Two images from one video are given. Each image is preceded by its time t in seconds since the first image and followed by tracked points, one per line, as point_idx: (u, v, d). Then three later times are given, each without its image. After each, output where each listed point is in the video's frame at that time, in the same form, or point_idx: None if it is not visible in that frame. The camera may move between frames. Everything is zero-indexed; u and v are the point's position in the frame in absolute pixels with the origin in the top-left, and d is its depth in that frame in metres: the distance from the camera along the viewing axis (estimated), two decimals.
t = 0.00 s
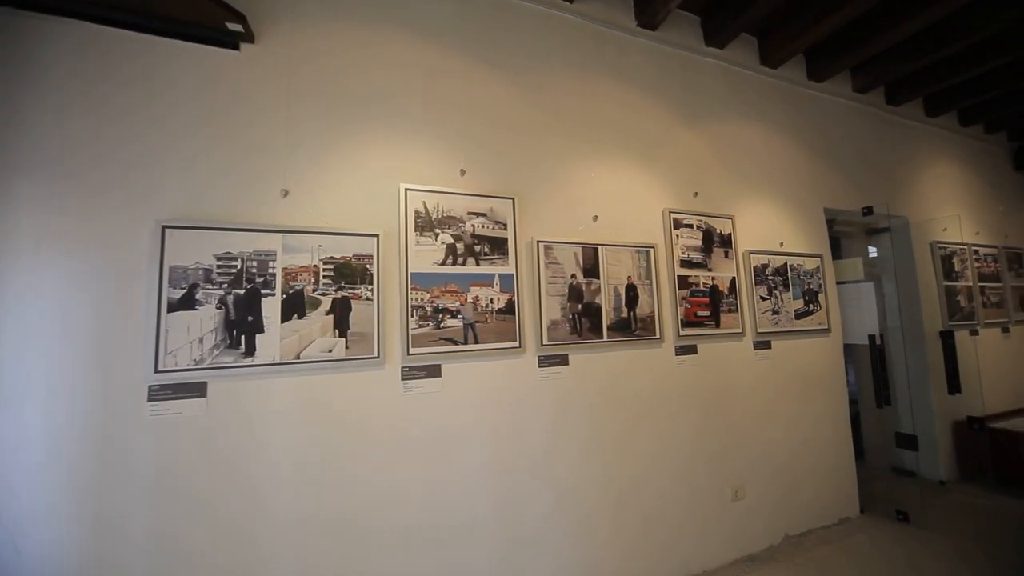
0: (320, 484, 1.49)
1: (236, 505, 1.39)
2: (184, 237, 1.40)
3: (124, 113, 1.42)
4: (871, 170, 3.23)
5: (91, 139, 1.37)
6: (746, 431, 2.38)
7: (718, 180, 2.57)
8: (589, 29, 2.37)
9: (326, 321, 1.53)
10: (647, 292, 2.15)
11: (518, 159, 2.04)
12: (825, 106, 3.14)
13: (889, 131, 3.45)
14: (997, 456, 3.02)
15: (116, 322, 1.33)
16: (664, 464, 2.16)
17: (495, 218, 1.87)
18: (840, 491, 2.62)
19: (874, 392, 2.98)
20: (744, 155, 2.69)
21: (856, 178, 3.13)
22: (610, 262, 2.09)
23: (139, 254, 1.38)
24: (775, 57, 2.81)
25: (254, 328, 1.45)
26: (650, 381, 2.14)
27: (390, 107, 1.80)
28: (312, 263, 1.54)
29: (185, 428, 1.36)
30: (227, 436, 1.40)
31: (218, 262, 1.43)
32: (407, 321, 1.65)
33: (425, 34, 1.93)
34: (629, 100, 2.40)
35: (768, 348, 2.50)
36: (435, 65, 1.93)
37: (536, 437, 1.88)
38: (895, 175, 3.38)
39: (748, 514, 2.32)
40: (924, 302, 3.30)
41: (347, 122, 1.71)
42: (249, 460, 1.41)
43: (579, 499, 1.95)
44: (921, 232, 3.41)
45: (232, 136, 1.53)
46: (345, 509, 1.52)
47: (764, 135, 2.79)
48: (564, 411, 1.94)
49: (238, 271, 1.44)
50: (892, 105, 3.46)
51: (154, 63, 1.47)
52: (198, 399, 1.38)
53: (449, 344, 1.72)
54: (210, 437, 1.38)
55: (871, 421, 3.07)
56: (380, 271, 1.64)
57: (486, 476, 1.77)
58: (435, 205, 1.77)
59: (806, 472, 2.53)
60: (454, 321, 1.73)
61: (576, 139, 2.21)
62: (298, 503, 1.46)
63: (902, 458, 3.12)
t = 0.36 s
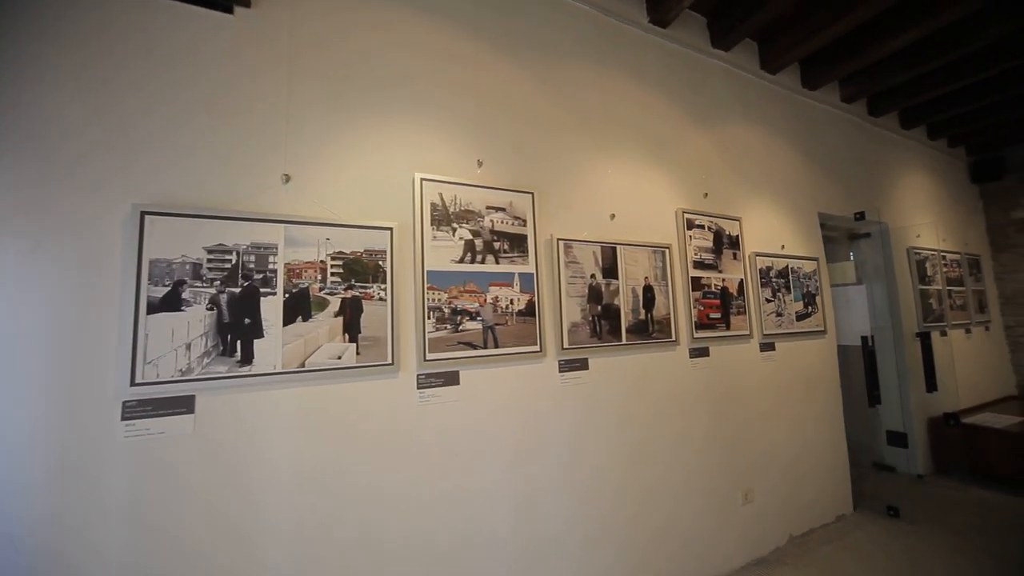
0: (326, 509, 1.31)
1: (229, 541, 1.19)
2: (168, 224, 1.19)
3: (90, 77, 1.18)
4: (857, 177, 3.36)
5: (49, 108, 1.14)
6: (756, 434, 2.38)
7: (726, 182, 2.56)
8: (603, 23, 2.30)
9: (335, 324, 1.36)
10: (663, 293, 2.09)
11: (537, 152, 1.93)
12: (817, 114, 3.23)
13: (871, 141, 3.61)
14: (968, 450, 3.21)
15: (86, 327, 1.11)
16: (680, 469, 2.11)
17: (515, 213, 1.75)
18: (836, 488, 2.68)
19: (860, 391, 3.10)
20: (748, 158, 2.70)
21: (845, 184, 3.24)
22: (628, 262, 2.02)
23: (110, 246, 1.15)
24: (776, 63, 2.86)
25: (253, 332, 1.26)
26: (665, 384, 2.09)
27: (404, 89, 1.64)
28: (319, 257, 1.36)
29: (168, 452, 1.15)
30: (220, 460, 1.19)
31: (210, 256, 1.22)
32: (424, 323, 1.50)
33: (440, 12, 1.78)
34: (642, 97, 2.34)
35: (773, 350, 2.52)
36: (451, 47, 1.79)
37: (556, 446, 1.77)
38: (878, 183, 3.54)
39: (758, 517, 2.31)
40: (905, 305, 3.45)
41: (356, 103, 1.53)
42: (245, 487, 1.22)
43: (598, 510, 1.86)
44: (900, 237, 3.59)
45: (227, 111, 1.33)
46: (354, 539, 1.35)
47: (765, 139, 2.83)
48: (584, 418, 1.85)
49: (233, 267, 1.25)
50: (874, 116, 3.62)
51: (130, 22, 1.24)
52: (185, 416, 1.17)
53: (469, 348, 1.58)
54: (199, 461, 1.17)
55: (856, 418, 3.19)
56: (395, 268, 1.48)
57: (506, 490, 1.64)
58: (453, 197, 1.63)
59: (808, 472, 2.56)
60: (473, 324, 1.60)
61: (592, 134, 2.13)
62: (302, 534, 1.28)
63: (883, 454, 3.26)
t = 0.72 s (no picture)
0: (328, 534, 1.15)
1: None
2: (141, 202, 0.99)
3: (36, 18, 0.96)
4: (835, 183, 3.52)
5: None
6: (754, 431, 2.40)
7: (724, 182, 2.58)
8: (611, 14, 2.24)
9: (338, 323, 1.20)
10: (670, 291, 2.06)
11: (549, 143, 1.83)
12: (800, 121, 3.35)
13: (845, 149, 3.79)
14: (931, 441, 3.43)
15: (32, 325, 0.89)
16: (687, 470, 2.08)
17: (530, 205, 1.65)
18: (822, 482, 2.77)
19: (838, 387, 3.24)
20: (743, 160, 2.75)
21: (825, 189, 3.38)
22: (638, 259, 1.96)
23: (64, 227, 0.94)
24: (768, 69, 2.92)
25: (244, 332, 1.08)
26: (672, 384, 2.06)
27: (413, 65, 1.50)
28: (321, 247, 1.20)
29: (140, 475, 0.95)
30: (203, 483, 1.00)
31: (191, 242, 1.04)
32: (436, 322, 1.37)
33: None
34: (648, 92, 2.31)
35: (767, 348, 2.56)
36: (462, 25, 1.66)
37: (569, 451, 1.68)
38: (852, 189, 3.73)
39: (757, 514, 2.33)
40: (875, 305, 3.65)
41: (361, 73, 1.37)
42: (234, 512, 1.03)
43: (611, 515, 1.79)
44: (870, 241, 3.79)
45: (213, 72, 1.13)
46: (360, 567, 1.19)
47: (758, 142, 2.89)
48: (597, 420, 1.77)
49: (220, 255, 1.06)
50: (848, 126, 3.81)
51: None
52: (161, 431, 0.98)
53: (483, 349, 1.46)
54: (178, 486, 0.98)
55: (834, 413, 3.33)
56: (405, 260, 1.33)
57: (521, 499, 1.53)
58: (466, 186, 1.51)
59: (799, 467, 2.62)
60: (487, 323, 1.48)
61: (601, 127, 2.06)
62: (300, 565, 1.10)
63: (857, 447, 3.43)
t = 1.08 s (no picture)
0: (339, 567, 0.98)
1: None
2: (110, 169, 0.80)
3: None
4: (820, 187, 3.63)
5: None
6: (757, 430, 2.39)
7: (727, 180, 2.57)
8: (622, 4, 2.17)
9: (349, 320, 1.04)
10: (683, 289, 2.01)
11: (566, 130, 1.73)
12: (790, 125, 3.43)
13: (827, 155, 3.93)
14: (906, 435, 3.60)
15: None
16: (699, 472, 2.03)
17: (551, 194, 1.53)
18: (815, 478, 2.81)
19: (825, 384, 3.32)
20: (743, 159, 2.76)
21: (812, 192, 3.47)
22: (653, 255, 1.89)
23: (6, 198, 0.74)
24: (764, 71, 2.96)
25: (239, 330, 0.90)
26: (685, 384, 2.00)
27: (429, 35, 1.35)
28: (330, 232, 1.03)
29: (106, 511, 0.75)
30: (187, 518, 0.81)
31: (173, 220, 0.85)
32: (456, 319, 1.22)
33: None
34: (656, 86, 2.25)
35: (768, 347, 2.57)
36: None
37: (590, 457, 1.58)
38: (833, 193, 3.86)
39: (762, 513, 2.32)
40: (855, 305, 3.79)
41: (372, 38, 1.21)
42: (228, 548, 0.85)
43: (630, 523, 1.70)
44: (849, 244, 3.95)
45: (201, 19, 0.94)
46: None
47: (755, 142, 2.91)
48: (616, 423, 1.68)
49: (208, 237, 0.88)
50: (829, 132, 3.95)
51: None
52: (133, 455, 0.78)
53: (506, 349, 1.33)
54: (155, 522, 0.79)
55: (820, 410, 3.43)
56: (424, 250, 1.18)
57: (544, 511, 1.41)
58: (486, 170, 1.37)
59: (796, 465, 2.65)
60: (509, 321, 1.35)
61: (615, 118, 1.98)
62: None
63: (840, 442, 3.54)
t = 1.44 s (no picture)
0: None
1: None
2: (75, 133, 0.63)
3: None
4: (807, 190, 3.71)
5: None
6: (759, 430, 2.39)
7: (729, 180, 2.56)
8: None
9: (365, 321, 0.90)
10: (695, 288, 1.96)
11: (583, 119, 1.64)
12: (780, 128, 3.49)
13: (812, 160, 4.04)
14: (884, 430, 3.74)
15: None
16: (709, 475, 1.99)
17: (573, 185, 1.44)
18: (808, 476, 2.86)
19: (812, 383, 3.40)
20: (742, 159, 2.76)
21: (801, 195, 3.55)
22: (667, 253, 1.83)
23: None
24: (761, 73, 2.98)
25: (238, 334, 0.75)
26: (696, 385, 1.96)
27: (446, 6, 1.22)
28: (345, 217, 0.89)
29: (69, 565, 0.59)
30: (174, 566, 0.66)
31: (156, 199, 0.69)
32: (480, 319, 1.10)
33: None
34: (665, 80, 2.20)
35: (767, 347, 2.58)
36: None
37: (611, 465, 1.49)
38: (818, 197, 3.97)
39: (764, 514, 2.31)
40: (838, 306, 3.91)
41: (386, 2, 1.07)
42: None
43: (647, 532, 1.63)
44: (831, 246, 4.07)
45: None
46: None
47: (752, 143, 2.93)
48: (634, 427, 1.60)
49: (200, 220, 0.72)
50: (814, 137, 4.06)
51: None
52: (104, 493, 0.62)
53: (531, 351, 1.22)
54: None
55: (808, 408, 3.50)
56: (446, 241, 1.06)
57: (567, 525, 1.31)
58: (508, 157, 1.26)
59: (793, 464, 2.67)
60: (534, 321, 1.24)
61: (628, 110, 1.91)
62: None
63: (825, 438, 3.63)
